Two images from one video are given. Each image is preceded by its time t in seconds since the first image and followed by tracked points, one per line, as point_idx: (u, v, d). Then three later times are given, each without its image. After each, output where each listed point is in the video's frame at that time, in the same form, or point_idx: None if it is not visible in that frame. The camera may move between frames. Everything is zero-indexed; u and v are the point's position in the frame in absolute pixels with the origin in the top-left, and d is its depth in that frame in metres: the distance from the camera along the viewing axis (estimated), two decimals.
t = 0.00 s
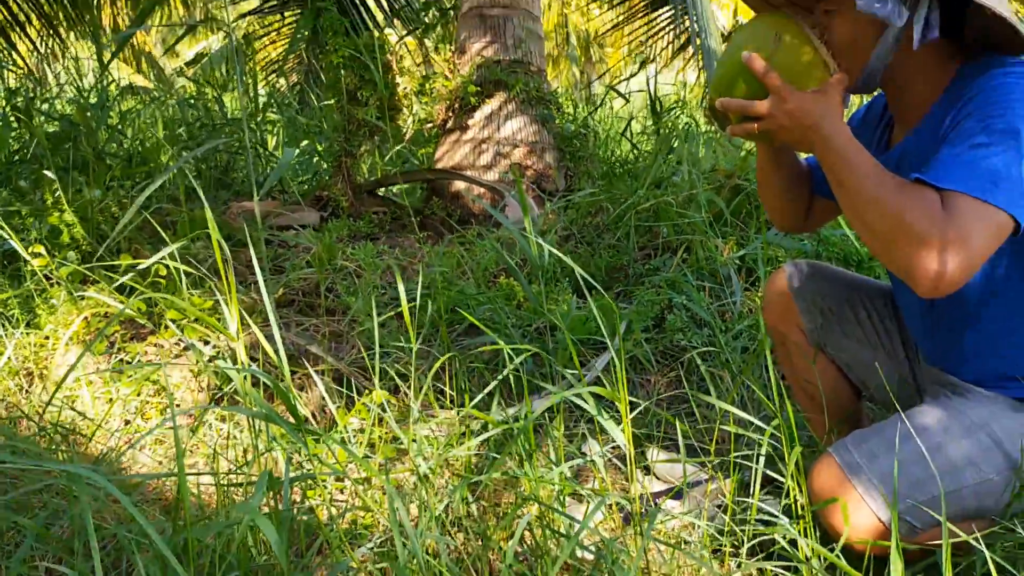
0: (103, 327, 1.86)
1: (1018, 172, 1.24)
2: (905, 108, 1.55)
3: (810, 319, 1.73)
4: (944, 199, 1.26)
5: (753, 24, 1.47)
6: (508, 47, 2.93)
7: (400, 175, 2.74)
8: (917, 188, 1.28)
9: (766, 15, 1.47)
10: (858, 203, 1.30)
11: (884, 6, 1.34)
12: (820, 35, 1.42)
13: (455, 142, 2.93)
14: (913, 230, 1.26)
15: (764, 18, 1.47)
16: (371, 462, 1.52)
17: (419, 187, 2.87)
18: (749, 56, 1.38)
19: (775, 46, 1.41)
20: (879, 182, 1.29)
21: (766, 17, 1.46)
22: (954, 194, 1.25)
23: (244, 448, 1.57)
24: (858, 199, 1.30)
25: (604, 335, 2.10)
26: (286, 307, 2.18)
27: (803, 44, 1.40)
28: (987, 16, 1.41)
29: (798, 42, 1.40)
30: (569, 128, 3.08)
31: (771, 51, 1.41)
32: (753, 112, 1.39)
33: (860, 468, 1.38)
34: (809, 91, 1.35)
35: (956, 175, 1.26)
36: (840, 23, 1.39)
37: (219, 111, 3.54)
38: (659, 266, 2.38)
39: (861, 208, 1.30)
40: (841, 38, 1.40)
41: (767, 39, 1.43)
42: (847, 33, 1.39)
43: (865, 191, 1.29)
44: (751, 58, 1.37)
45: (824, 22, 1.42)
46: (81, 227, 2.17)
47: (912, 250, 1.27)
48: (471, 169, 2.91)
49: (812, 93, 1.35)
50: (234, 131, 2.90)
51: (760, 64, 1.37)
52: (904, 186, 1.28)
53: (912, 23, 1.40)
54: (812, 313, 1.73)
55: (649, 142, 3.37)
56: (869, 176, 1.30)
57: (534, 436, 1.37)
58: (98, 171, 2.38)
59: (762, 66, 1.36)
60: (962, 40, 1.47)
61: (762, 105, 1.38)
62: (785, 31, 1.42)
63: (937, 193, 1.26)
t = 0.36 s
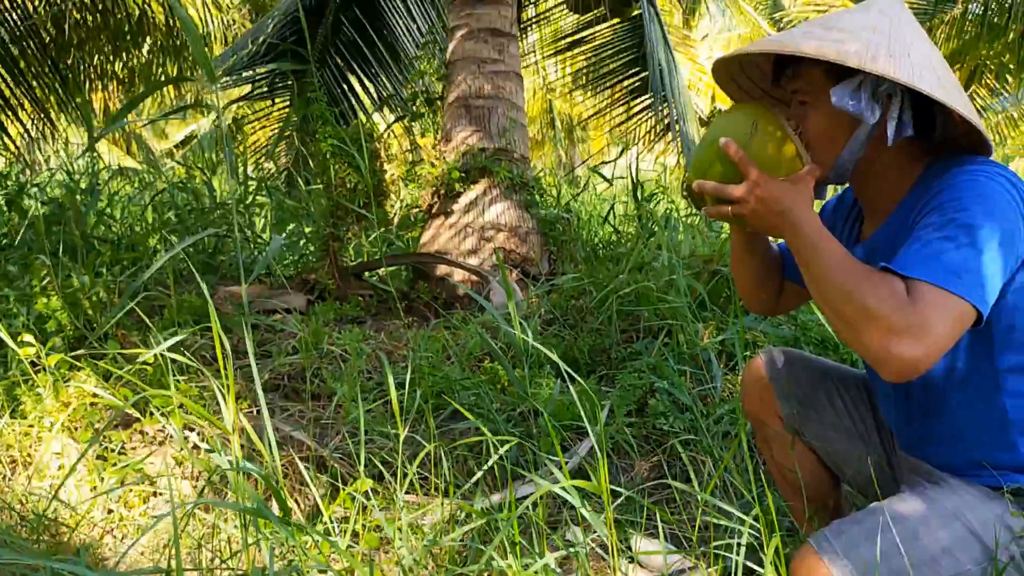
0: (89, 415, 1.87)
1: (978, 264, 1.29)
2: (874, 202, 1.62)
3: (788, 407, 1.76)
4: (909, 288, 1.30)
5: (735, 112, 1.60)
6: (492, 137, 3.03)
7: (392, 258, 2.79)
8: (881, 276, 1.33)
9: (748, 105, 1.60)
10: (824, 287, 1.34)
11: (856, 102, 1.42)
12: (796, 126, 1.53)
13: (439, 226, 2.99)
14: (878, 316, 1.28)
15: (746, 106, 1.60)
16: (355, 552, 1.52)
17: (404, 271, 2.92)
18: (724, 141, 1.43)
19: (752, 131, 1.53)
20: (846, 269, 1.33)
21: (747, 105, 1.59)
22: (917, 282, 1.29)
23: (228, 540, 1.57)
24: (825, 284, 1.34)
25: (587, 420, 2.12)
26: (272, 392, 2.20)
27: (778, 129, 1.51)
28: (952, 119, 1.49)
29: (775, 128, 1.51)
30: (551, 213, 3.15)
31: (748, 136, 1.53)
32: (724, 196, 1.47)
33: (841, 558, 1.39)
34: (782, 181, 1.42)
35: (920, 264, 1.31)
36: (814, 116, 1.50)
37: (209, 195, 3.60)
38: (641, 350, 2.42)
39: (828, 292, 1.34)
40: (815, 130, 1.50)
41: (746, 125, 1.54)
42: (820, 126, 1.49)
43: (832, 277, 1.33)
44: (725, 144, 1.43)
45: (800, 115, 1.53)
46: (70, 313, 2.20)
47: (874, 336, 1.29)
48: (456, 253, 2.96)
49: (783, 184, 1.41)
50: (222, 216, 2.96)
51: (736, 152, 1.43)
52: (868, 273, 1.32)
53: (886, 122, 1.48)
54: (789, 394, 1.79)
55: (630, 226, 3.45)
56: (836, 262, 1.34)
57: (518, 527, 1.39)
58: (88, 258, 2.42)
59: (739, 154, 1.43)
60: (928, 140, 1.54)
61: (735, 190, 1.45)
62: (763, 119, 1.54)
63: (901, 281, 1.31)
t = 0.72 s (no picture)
0: (59, 481, 1.85)
1: (952, 338, 1.31)
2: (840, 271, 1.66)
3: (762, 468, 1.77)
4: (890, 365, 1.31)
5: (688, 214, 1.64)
6: (472, 198, 3.05)
7: (370, 320, 2.78)
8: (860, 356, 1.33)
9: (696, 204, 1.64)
10: (808, 375, 1.35)
11: (808, 193, 1.47)
12: (751, 215, 1.57)
13: (419, 287, 3.00)
14: (866, 400, 1.29)
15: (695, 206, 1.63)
16: None
17: (383, 333, 2.92)
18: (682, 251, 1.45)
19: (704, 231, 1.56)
20: (828, 353, 1.34)
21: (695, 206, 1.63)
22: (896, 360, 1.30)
23: None
24: (809, 371, 1.35)
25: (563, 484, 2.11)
26: (246, 456, 2.19)
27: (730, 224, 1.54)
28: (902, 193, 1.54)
29: (728, 224, 1.54)
30: (530, 273, 3.17)
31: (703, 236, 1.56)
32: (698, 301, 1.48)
33: None
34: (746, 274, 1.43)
35: (893, 340, 1.32)
36: (767, 205, 1.54)
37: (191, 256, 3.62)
38: (618, 412, 2.43)
39: (814, 379, 1.34)
40: (769, 218, 1.54)
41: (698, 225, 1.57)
42: (775, 213, 1.53)
43: (816, 363, 1.34)
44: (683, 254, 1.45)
45: (753, 204, 1.57)
46: (43, 377, 2.20)
47: (863, 419, 1.29)
48: (435, 314, 2.97)
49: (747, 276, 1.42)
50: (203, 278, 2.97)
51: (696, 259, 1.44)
52: (848, 355, 1.33)
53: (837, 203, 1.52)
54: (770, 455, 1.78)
55: (610, 288, 3.47)
56: (817, 347, 1.35)
57: None
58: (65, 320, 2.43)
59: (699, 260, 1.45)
60: (883, 210, 1.59)
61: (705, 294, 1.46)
62: (715, 216, 1.57)
63: (880, 359, 1.32)
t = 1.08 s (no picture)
0: (33, 508, 1.82)
1: (952, 384, 1.30)
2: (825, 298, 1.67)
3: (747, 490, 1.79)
4: (908, 436, 1.31)
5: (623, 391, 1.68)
6: (458, 225, 3.05)
7: (354, 347, 2.74)
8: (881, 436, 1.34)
9: (628, 362, 1.70)
10: (843, 476, 1.36)
11: (782, 240, 1.49)
12: (733, 279, 1.60)
13: (405, 314, 2.99)
14: (908, 483, 1.29)
15: (628, 365, 1.70)
16: None
17: (368, 360, 2.91)
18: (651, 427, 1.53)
19: (648, 388, 1.62)
20: (855, 448, 1.36)
21: (630, 366, 1.69)
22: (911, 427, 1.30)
23: None
24: (845, 473, 1.36)
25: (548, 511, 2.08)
26: (227, 483, 2.17)
27: (671, 372, 1.60)
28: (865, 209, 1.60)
29: (665, 373, 1.60)
30: (516, 300, 3.17)
31: (650, 392, 1.61)
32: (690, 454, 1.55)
33: None
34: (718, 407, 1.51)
35: (895, 405, 1.32)
36: (746, 264, 1.57)
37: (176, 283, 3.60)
38: (603, 438, 2.42)
39: (854, 479, 1.35)
40: (752, 277, 1.57)
41: (641, 382, 1.63)
42: (757, 269, 1.57)
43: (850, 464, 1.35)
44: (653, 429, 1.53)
45: (730, 265, 1.60)
46: (21, 403, 2.18)
47: (908, 498, 1.29)
48: (421, 340, 2.95)
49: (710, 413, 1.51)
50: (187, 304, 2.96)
51: (665, 428, 1.53)
52: (871, 443, 1.34)
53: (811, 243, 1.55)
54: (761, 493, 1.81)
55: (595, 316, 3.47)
56: (846, 446, 1.37)
57: None
58: (44, 346, 2.41)
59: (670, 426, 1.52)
60: (845, 227, 1.65)
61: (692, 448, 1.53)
62: (653, 370, 1.63)
63: (899, 431, 1.32)
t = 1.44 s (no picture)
0: (8, 528, 1.82)
1: (933, 414, 1.32)
2: (810, 304, 1.67)
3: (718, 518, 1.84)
4: (887, 483, 1.34)
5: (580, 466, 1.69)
6: (442, 244, 3.07)
7: (337, 365, 2.75)
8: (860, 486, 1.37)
9: (583, 427, 1.73)
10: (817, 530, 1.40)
11: (776, 238, 1.51)
12: (723, 279, 1.62)
13: (389, 332, 3.00)
14: (882, 526, 1.32)
15: (584, 430, 1.72)
16: None
17: (351, 377, 2.92)
18: (609, 498, 1.58)
19: (601, 457, 1.64)
20: (830, 506, 1.38)
21: (585, 432, 1.71)
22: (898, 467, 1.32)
23: None
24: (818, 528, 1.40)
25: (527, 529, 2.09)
26: (206, 502, 2.17)
27: (620, 440, 1.63)
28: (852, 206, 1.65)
29: (619, 443, 1.62)
30: (499, 318, 3.19)
31: (604, 461, 1.63)
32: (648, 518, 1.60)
33: None
34: (676, 473, 1.54)
35: (886, 441, 1.33)
36: (740, 263, 1.59)
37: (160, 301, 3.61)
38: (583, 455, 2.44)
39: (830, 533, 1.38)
40: (746, 276, 1.59)
41: (594, 450, 1.66)
42: (751, 269, 1.59)
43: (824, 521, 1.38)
44: (612, 500, 1.58)
45: (718, 265, 1.62)
46: None
47: (885, 545, 1.34)
48: (405, 358, 2.96)
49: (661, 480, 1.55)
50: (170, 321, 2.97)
51: (622, 498, 1.57)
52: (852, 497, 1.36)
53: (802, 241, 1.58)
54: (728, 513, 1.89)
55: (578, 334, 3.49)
56: (819, 503, 1.39)
57: None
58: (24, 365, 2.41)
59: (626, 496, 1.56)
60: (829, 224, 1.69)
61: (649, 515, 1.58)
62: (606, 442, 1.65)
63: (880, 479, 1.34)
